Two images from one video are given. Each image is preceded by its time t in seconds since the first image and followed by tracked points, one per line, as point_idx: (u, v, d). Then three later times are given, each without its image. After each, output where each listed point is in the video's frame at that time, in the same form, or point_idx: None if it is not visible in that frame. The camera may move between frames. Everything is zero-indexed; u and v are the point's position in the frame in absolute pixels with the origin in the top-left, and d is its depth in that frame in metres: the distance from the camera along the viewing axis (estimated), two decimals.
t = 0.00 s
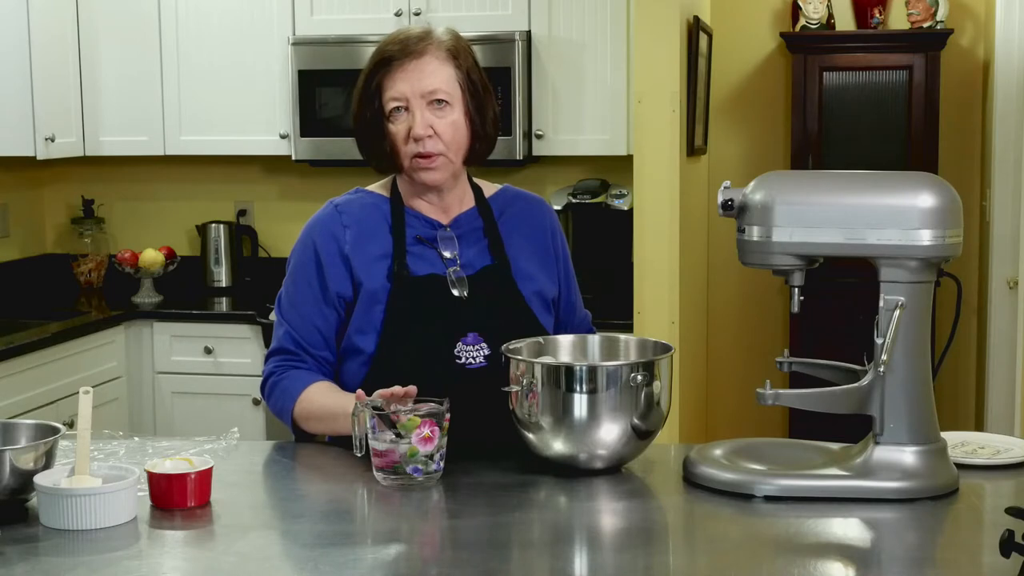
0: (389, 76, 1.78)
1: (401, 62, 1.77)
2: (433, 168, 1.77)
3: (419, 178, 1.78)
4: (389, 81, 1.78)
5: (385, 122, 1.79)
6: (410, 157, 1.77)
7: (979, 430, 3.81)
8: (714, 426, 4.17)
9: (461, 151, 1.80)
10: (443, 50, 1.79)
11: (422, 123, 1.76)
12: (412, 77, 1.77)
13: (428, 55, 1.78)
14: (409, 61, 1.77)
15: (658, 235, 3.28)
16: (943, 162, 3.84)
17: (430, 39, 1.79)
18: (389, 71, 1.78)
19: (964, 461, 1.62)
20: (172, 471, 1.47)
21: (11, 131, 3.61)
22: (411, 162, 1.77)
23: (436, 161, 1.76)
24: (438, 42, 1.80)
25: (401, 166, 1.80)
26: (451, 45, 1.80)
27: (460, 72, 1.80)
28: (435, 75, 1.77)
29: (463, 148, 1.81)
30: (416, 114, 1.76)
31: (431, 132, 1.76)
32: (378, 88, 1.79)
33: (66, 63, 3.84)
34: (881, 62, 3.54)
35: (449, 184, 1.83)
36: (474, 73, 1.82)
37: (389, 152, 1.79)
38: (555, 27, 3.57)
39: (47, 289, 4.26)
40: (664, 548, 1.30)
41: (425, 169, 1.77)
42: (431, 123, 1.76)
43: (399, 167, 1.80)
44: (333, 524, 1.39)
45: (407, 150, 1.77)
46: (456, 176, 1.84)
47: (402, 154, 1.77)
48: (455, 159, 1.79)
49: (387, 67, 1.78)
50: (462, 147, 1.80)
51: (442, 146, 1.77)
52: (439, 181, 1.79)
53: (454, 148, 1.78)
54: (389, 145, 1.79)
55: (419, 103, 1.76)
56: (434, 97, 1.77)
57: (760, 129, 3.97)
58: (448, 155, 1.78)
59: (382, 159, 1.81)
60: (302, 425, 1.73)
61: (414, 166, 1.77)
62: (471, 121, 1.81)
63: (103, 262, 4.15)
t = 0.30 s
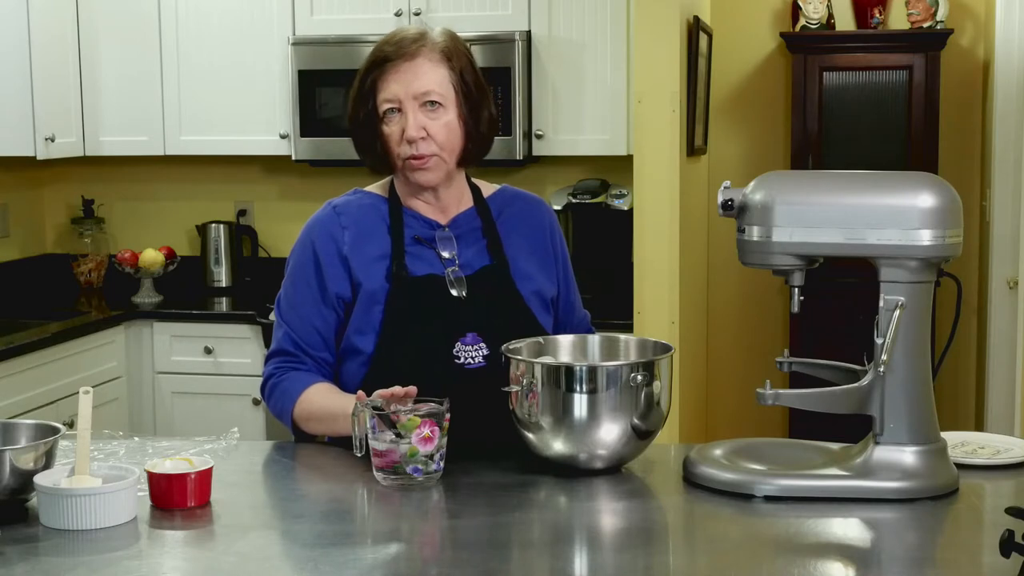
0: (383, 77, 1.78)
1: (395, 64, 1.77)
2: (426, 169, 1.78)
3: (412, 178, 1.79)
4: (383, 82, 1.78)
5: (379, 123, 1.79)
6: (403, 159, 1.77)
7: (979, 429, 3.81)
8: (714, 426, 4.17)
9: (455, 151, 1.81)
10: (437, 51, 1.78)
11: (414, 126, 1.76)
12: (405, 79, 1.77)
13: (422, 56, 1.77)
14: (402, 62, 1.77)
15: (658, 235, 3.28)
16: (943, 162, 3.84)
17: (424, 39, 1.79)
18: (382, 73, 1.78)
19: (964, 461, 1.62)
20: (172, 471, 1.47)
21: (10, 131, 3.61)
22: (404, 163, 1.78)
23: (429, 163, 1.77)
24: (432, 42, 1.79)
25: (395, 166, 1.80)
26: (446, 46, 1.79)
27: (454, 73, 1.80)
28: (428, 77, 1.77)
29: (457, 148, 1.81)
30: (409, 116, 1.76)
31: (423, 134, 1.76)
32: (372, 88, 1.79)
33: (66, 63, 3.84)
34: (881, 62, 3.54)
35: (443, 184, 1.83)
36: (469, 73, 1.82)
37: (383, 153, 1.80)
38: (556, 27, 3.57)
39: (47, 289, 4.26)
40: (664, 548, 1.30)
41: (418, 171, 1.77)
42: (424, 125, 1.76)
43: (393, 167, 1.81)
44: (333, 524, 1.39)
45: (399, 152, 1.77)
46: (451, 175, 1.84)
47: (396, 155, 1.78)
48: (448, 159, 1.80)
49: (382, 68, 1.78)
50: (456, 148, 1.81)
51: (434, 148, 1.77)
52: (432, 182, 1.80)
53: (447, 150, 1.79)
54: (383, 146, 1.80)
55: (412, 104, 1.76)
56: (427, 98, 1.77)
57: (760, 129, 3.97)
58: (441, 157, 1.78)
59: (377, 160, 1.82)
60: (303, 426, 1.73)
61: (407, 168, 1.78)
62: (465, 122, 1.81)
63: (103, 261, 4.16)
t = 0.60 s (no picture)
0: (384, 77, 1.78)
1: (395, 63, 1.77)
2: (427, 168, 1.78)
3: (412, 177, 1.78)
4: (383, 81, 1.78)
5: (379, 122, 1.79)
6: (404, 158, 1.77)
7: (978, 429, 3.81)
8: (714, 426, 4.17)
9: (455, 150, 1.80)
10: (437, 50, 1.78)
11: (414, 124, 1.76)
12: (405, 78, 1.77)
13: (422, 55, 1.77)
14: (403, 61, 1.77)
15: (658, 235, 3.28)
16: (943, 162, 3.84)
17: (425, 38, 1.79)
18: (383, 72, 1.78)
19: (965, 461, 1.62)
20: (172, 471, 1.47)
21: (10, 131, 3.61)
22: (405, 162, 1.77)
23: (429, 162, 1.77)
24: (432, 42, 1.79)
25: (395, 165, 1.80)
26: (446, 45, 1.80)
27: (454, 73, 1.80)
28: (428, 76, 1.77)
29: (457, 148, 1.81)
30: (410, 115, 1.76)
31: (424, 133, 1.76)
32: (372, 88, 1.79)
33: (66, 63, 3.84)
34: (882, 62, 3.54)
35: (443, 183, 1.83)
36: (469, 73, 1.82)
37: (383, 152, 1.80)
38: (555, 27, 3.57)
39: (46, 289, 4.26)
40: (664, 548, 1.30)
41: (418, 169, 1.77)
42: (424, 124, 1.76)
43: (393, 166, 1.81)
44: (333, 523, 1.39)
45: (400, 150, 1.77)
46: (451, 175, 1.84)
47: (396, 154, 1.78)
48: (449, 159, 1.79)
49: (382, 67, 1.78)
50: (456, 147, 1.80)
51: (435, 147, 1.77)
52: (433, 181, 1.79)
53: (448, 149, 1.79)
54: (383, 145, 1.79)
55: (413, 103, 1.76)
56: (427, 98, 1.77)
57: (760, 129, 3.97)
58: (441, 156, 1.78)
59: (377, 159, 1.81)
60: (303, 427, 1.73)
61: (407, 167, 1.77)
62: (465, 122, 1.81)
63: (103, 261, 4.15)
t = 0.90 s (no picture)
0: (384, 77, 1.77)
1: (395, 63, 1.77)
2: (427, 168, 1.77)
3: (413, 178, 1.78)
4: (384, 82, 1.78)
5: (380, 123, 1.79)
6: (405, 159, 1.77)
7: (978, 429, 3.81)
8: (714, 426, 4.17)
9: (456, 151, 1.80)
10: (437, 51, 1.78)
11: (415, 125, 1.75)
12: (406, 79, 1.77)
13: (423, 56, 1.77)
14: (403, 62, 1.77)
15: (659, 235, 3.28)
16: (942, 162, 3.84)
17: (425, 39, 1.79)
18: (384, 72, 1.78)
19: (965, 461, 1.62)
20: (172, 471, 1.47)
21: (10, 130, 3.61)
22: (406, 163, 1.77)
23: (430, 163, 1.76)
24: (433, 42, 1.79)
25: (396, 166, 1.80)
26: (446, 45, 1.80)
27: (454, 73, 1.79)
28: (429, 76, 1.77)
29: (458, 149, 1.80)
30: (410, 116, 1.76)
31: (425, 134, 1.75)
32: (373, 88, 1.79)
33: (66, 63, 3.84)
34: (882, 62, 3.54)
35: (444, 184, 1.83)
36: (469, 73, 1.82)
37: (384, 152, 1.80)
38: (555, 27, 3.57)
39: (46, 289, 4.26)
40: (664, 548, 1.30)
41: (419, 170, 1.77)
42: (425, 124, 1.76)
43: (393, 167, 1.80)
44: (333, 524, 1.39)
45: (401, 151, 1.77)
46: (451, 176, 1.84)
47: (397, 154, 1.78)
48: (449, 160, 1.79)
49: (383, 68, 1.78)
50: (457, 148, 1.80)
51: (435, 147, 1.76)
52: (433, 182, 1.79)
53: (449, 149, 1.78)
54: (384, 146, 1.79)
55: (414, 104, 1.76)
56: (428, 98, 1.77)
57: (760, 129, 3.97)
58: (442, 156, 1.78)
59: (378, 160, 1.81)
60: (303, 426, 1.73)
61: (408, 167, 1.77)
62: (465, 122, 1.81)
63: (103, 261, 4.15)
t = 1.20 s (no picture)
0: (389, 76, 1.77)
1: (401, 62, 1.77)
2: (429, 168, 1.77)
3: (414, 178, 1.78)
4: (388, 80, 1.77)
5: (383, 122, 1.78)
6: (407, 158, 1.77)
7: (978, 429, 3.81)
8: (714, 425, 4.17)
9: (458, 152, 1.80)
10: (443, 51, 1.78)
11: (419, 125, 1.75)
12: (411, 78, 1.76)
13: (429, 56, 1.78)
14: (409, 61, 1.77)
15: (659, 235, 3.28)
16: (942, 162, 3.84)
17: (432, 39, 1.79)
18: (388, 71, 1.77)
19: (965, 461, 1.62)
20: (172, 471, 1.47)
21: (10, 130, 3.61)
22: (408, 162, 1.77)
23: (432, 163, 1.76)
24: (439, 43, 1.79)
25: (398, 166, 1.80)
26: (452, 46, 1.80)
27: (459, 74, 1.80)
28: (434, 76, 1.77)
29: (459, 150, 1.81)
30: (414, 115, 1.76)
31: (429, 134, 1.76)
32: (377, 86, 1.78)
33: (66, 63, 3.84)
34: (882, 62, 3.54)
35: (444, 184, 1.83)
36: (474, 75, 1.82)
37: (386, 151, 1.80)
38: (555, 27, 3.57)
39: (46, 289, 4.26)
40: (664, 548, 1.30)
41: (421, 170, 1.77)
42: (428, 125, 1.76)
43: (395, 166, 1.80)
44: (333, 524, 1.39)
45: (404, 151, 1.77)
46: (452, 176, 1.84)
47: (399, 153, 1.77)
48: (451, 160, 1.79)
49: (388, 67, 1.77)
50: (459, 150, 1.80)
51: (439, 148, 1.76)
52: (434, 182, 1.79)
53: (451, 151, 1.78)
54: (386, 144, 1.79)
55: (418, 104, 1.76)
56: (432, 98, 1.77)
57: (760, 129, 3.97)
58: (444, 158, 1.78)
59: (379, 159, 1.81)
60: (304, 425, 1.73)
61: (410, 167, 1.77)
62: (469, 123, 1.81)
63: (103, 261, 4.15)
